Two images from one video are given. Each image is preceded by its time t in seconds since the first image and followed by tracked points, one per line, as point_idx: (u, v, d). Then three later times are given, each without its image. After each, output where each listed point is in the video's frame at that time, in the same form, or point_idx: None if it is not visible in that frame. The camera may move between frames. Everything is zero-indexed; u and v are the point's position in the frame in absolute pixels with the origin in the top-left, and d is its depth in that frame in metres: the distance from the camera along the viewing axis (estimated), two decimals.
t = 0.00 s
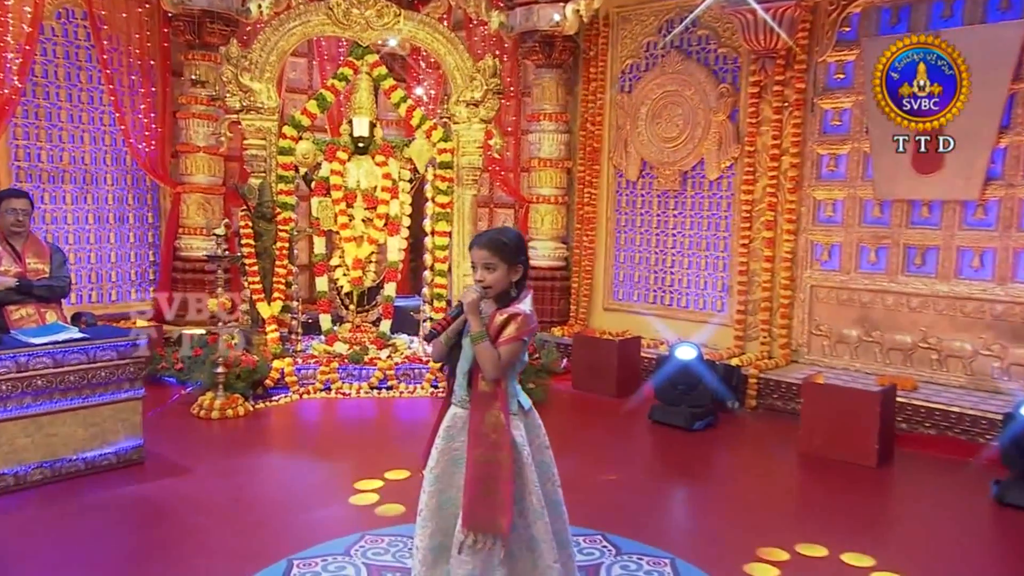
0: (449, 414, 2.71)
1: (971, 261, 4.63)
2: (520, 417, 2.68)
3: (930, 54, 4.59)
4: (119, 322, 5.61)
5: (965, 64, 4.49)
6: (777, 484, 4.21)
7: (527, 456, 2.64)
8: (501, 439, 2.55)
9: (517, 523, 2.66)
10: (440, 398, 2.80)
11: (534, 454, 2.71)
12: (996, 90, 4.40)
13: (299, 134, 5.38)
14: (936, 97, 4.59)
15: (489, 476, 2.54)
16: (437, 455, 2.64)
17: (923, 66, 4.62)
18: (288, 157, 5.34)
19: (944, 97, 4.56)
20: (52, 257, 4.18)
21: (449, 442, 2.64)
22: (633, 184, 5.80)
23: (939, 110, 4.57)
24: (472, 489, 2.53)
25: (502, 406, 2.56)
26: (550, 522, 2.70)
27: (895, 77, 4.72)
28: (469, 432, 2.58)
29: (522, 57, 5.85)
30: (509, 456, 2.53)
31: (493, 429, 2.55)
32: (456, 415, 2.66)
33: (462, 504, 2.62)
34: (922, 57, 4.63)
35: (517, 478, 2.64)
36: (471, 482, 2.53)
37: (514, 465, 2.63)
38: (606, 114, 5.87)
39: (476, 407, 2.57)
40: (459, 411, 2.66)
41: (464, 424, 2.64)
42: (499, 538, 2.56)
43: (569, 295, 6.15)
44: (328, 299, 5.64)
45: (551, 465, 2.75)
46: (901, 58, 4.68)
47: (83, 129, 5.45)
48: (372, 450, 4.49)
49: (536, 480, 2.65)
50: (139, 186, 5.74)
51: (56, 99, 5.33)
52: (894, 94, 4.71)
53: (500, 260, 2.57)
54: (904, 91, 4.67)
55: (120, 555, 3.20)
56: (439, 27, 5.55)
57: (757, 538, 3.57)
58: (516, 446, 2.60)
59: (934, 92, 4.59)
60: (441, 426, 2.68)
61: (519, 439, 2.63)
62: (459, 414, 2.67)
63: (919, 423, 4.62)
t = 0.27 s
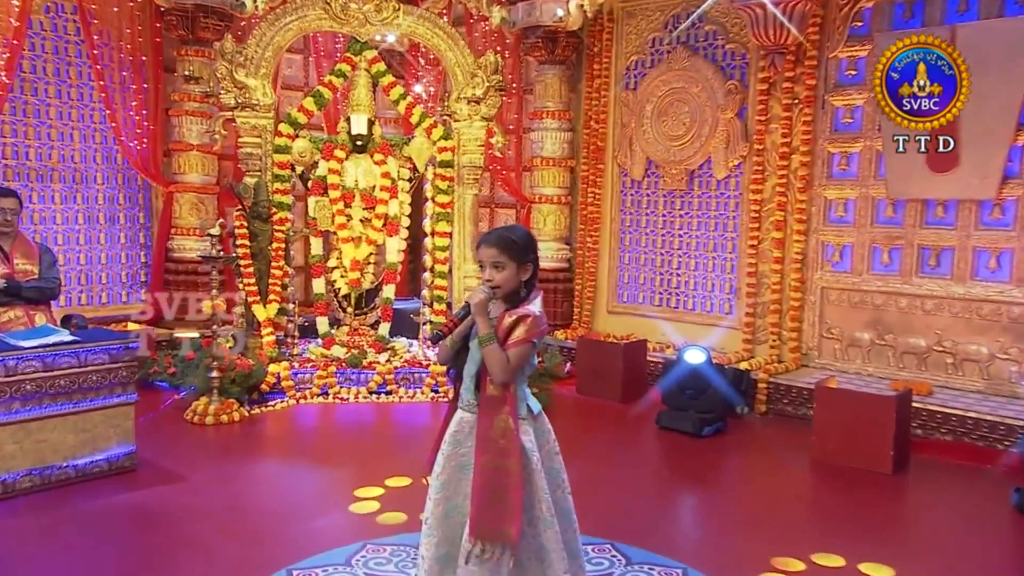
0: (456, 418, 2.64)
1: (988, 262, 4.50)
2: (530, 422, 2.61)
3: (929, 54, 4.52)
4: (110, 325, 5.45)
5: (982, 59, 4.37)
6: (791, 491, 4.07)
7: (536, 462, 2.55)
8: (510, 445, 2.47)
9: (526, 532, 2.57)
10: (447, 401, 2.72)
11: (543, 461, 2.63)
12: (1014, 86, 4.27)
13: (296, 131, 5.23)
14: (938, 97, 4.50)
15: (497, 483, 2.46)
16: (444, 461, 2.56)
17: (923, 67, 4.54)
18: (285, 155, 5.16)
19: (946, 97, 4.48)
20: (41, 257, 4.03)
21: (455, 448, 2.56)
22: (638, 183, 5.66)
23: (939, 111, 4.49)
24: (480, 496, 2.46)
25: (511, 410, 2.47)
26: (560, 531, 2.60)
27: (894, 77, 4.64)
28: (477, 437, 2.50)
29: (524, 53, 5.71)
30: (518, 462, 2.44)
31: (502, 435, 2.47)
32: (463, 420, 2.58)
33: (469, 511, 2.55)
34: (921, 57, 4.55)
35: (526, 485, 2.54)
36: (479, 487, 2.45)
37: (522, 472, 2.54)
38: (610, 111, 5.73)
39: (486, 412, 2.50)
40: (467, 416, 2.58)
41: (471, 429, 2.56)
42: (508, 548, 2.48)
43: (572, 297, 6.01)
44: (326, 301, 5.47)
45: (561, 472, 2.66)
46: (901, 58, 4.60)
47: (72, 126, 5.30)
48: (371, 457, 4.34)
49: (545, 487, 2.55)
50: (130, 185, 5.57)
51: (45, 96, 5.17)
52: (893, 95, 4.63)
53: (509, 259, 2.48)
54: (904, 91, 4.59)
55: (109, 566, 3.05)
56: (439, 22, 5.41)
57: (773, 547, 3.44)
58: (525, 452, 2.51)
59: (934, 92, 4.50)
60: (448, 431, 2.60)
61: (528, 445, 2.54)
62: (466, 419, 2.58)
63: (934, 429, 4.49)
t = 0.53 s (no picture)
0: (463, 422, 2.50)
1: (1009, 263, 4.34)
2: (541, 427, 2.45)
3: (930, 54, 4.40)
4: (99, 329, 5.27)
5: (1003, 54, 4.22)
6: (808, 501, 3.91)
7: (548, 469, 2.40)
8: (520, 452, 2.34)
9: (537, 544, 2.42)
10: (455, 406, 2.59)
11: (555, 469, 2.47)
12: None
13: (292, 130, 5.07)
14: (937, 97, 4.38)
15: (507, 491, 2.33)
16: (451, 468, 2.43)
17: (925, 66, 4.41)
18: (280, 154, 5.02)
19: (946, 97, 4.36)
20: (28, 258, 3.86)
21: (463, 454, 2.42)
22: (644, 183, 5.50)
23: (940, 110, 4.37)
24: (489, 506, 2.33)
25: (523, 416, 2.34)
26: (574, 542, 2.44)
27: (894, 77, 4.51)
28: (485, 444, 2.38)
29: (527, 49, 5.55)
30: (528, 469, 2.33)
31: (512, 441, 2.34)
32: (471, 425, 2.44)
33: (478, 521, 2.41)
34: (922, 57, 4.43)
35: (537, 494, 2.40)
36: (487, 498, 2.33)
37: (533, 479, 2.39)
38: (615, 109, 5.58)
39: (496, 417, 2.37)
40: (475, 421, 2.44)
41: (479, 435, 2.42)
42: (519, 560, 2.34)
43: (576, 300, 5.85)
44: (322, 304, 5.30)
45: (574, 480, 2.50)
46: (901, 58, 4.47)
47: (59, 124, 5.12)
48: (371, 466, 4.15)
49: (557, 495, 2.40)
50: (120, 186, 5.40)
51: (31, 92, 4.99)
52: (893, 94, 4.50)
53: (520, 257, 2.36)
54: (904, 91, 4.47)
55: None
56: (439, 16, 5.25)
57: (793, 560, 3.27)
58: (535, 458, 2.37)
59: (935, 92, 4.38)
60: (456, 437, 2.47)
61: (539, 450, 2.40)
62: (475, 425, 2.44)
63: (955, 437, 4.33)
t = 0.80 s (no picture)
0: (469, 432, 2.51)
1: None
2: (552, 436, 2.46)
3: (930, 54, 4.30)
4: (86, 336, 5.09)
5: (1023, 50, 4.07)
6: (824, 512, 3.76)
7: (560, 480, 2.41)
8: (531, 461, 2.34)
9: (549, 556, 2.44)
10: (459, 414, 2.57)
11: (568, 479, 2.50)
12: None
13: (287, 129, 4.90)
14: (937, 97, 4.28)
15: (519, 503, 2.35)
16: (459, 480, 2.45)
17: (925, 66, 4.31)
18: (274, 154, 4.84)
19: (946, 97, 4.26)
20: (13, 259, 3.69)
21: (472, 465, 2.44)
22: (649, 184, 5.35)
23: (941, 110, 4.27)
24: (500, 517, 2.35)
25: (533, 423, 2.35)
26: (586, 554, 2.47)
27: (894, 77, 4.40)
28: (495, 452, 2.39)
29: (529, 46, 5.40)
30: (540, 479, 2.34)
31: (523, 451, 2.35)
32: (480, 434, 2.45)
33: (487, 534, 2.44)
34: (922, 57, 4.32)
35: (550, 505, 2.42)
36: (497, 508, 2.35)
37: (546, 490, 2.42)
38: (619, 108, 5.42)
39: (506, 424, 2.37)
40: (483, 430, 2.45)
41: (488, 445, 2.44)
42: (530, 573, 2.36)
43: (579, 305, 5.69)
44: (317, 309, 5.10)
45: (587, 490, 2.53)
46: (902, 58, 4.36)
47: (44, 122, 4.94)
48: (369, 476, 3.99)
49: (570, 506, 2.43)
50: (108, 187, 5.23)
51: (15, 89, 4.82)
52: (893, 94, 4.39)
53: (531, 259, 2.39)
54: (904, 91, 4.35)
55: None
56: (438, 12, 5.09)
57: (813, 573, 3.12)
58: (547, 470, 2.39)
59: (935, 92, 4.28)
60: (463, 446, 2.47)
61: (552, 462, 2.41)
62: (484, 433, 2.45)
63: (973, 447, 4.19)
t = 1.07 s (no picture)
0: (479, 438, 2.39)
1: None
2: (565, 444, 2.34)
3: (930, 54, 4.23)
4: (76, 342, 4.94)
5: None
6: (842, 524, 3.61)
7: (574, 489, 2.29)
8: (543, 471, 2.23)
9: (561, 569, 2.31)
10: (468, 421, 2.46)
11: (580, 488, 2.38)
12: None
13: (284, 129, 4.77)
14: (937, 97, 4.20)
15: (530, 514, 2.23)
16: (468, 489, 2.33)
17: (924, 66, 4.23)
18: (270, 154, 4.71)
19: (946, 97, 4.19)
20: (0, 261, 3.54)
21: (481, 473, 2.32)
22: (656, 186, 5.22)
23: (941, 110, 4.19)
24: (510, 529, 2.23)
25: (544, 431, 2.24)
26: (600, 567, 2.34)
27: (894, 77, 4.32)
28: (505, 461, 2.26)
29: (532, 45, 5.27)
30: (552, 491, 2.22)
31: (534, 459, 2.24)
32: (489, 441, 2.34)
33: (497, 545, 2.31)
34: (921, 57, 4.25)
35: (562, 515, 2.29)
36: (508, 520, 2.23)
37: (558, 498, 2.29)
38: (625, 108, 5.30)
39: (516, 431, 2.26)
40: (493, 436, 2.34)
41: (498, 452, 2.32)
42: None
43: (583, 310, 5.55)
44: (315, 314, 4.96)
45: (600, 500, 2.41)
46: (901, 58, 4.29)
47: (33, 122, 4.80)
48: (368, 486, 3.84)
49: (584, 516, 2.30)
50: (99, 189, 5.08)
51: (4, 88, 4.68)
52: (892, 95, 4.31)
53: (543, 261, 2.27)
54: (904, 91, 4.27)
55: None
56: (440, 9, 4.97)
57: None
58: (560, 477, 2.27)
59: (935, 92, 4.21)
60: (472, 453, 2.36)
61: (565, 469, 2.29)
62: (494, 440, 2.34)
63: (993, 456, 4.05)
